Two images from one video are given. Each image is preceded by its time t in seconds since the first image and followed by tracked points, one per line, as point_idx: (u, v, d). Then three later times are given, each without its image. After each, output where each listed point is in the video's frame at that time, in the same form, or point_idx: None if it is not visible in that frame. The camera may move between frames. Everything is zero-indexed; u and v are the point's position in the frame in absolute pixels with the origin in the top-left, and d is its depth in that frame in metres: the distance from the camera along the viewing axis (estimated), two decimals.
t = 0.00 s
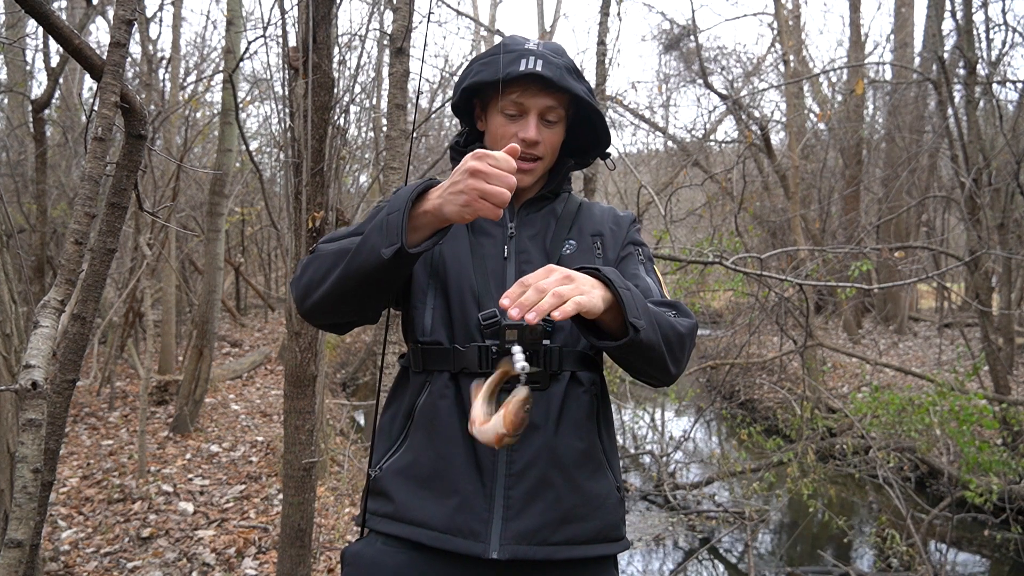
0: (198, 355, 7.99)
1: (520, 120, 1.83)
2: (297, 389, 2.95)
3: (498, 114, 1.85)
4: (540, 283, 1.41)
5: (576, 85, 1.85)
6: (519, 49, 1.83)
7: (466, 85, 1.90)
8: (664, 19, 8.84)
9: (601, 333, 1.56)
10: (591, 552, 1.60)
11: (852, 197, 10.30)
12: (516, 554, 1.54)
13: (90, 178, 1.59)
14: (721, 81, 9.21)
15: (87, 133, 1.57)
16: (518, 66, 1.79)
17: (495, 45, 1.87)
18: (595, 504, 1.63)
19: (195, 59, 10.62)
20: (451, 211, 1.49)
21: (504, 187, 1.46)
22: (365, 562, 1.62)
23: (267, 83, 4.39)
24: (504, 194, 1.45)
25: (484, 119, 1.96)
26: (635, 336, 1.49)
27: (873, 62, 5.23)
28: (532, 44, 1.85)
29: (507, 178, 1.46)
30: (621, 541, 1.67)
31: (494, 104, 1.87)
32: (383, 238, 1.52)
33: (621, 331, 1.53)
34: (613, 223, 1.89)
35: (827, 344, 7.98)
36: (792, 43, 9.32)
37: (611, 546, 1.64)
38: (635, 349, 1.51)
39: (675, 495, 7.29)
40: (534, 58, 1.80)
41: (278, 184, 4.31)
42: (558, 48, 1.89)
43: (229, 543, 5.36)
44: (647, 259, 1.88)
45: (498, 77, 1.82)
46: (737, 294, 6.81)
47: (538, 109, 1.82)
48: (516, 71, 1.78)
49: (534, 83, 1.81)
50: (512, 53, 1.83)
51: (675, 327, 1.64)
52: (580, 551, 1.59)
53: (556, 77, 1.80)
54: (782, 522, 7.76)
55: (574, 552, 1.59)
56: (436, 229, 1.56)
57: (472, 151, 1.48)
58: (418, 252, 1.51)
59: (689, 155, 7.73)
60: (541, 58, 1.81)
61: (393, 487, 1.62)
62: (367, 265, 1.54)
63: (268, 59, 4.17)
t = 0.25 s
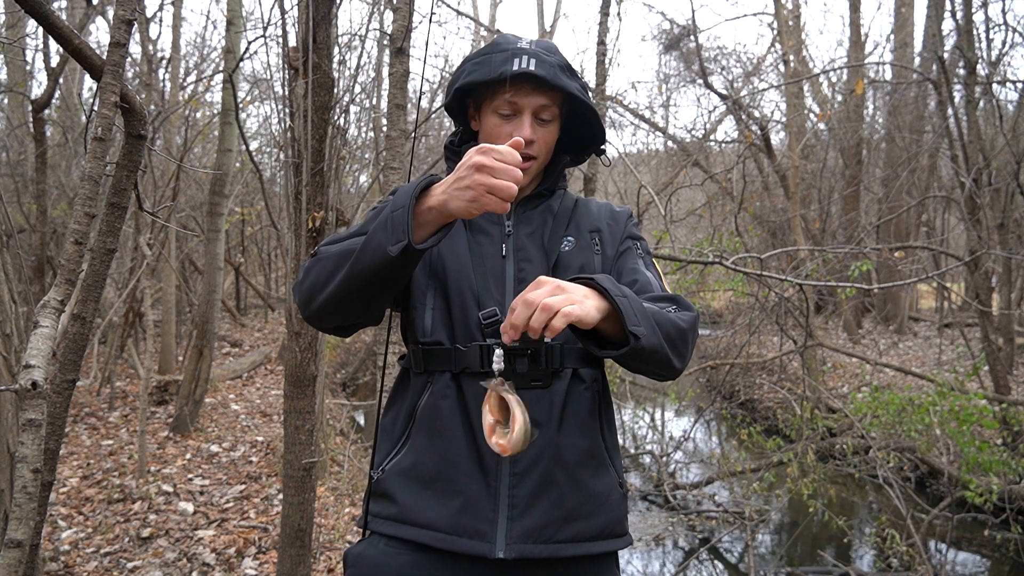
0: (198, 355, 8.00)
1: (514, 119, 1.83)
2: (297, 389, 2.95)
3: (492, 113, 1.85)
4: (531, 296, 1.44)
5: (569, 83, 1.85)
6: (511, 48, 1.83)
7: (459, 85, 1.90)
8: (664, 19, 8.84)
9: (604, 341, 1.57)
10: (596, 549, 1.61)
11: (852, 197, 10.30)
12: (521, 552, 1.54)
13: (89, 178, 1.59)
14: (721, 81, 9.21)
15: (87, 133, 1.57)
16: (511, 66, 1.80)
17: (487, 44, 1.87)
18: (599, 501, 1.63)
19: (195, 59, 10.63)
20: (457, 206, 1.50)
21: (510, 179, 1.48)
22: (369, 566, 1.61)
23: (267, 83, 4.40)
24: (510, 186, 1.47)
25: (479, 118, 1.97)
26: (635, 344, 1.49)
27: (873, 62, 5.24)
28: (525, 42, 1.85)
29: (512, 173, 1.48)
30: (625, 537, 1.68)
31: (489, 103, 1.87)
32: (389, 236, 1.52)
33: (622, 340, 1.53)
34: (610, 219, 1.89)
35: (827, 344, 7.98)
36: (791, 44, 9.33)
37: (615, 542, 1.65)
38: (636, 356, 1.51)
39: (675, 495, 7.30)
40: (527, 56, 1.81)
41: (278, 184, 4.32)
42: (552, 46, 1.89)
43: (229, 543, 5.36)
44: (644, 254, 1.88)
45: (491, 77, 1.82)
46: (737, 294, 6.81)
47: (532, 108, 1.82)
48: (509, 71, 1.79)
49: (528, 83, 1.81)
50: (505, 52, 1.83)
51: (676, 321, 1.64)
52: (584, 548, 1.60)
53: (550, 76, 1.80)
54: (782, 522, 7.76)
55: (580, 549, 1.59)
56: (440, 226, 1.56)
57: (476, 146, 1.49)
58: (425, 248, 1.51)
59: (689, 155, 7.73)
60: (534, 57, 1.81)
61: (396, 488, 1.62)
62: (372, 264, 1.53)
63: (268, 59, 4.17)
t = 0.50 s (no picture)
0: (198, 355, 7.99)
1: (507, 117, 1.83)
2: (297, 390, 2.94)
3: (486, 112, 1.84)
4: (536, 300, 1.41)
5: (562, 79, 1.85)
6: (503, 46, 1.83)
7: (452, 85, 1.89)
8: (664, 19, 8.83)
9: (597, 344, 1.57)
10: (598, 548, 1.60)
11: (852, 197, 10.30)
12: (522, 553, 1.54)
13: (89, 178, 1.59)
14: (721, 81, 9.22)
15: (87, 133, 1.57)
16: (503, 63, 1.79)
17: (479, 43, 1.87)
18: (600, 500, 1.63)
19: (195, 59, 10.63)
20: (456, 208, 1.49)
21: (509, 181, 1.48)
22: (370, 567, 1.60)
23: (267, 83, 4.40)
24: (509, 187, 1.47)
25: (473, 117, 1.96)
26: (628, 346, 1.49)
27: (873, 62, 5.23)
28: (517, 40, 1.84)
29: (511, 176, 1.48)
30: (627, 536, 1.68)
31: (482, 102, 1.87)
32: (388, 238, 1.52)
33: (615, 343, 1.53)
34: (607, 217, 1.89)
35: (827, 344, 7.98)
36: (792, 44, 9.33)
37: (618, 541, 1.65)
38: (630, 358, 1.51)
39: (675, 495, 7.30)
40: (519, 53, 1.80)
41: (278, 184, 4.32)
42: (545, 42, 1.89)
43: (229, 543, 5.36)
44: (641, 253, 1.88)
45: (483, 75, 1.82)
46: (737, 294, 6.81)
47: (526, 105, 1.81)
48: (501, 68, 1.78)
49: (520, 80, 1.81)
50: (497, 50, 1.82)
51: (671, 323, 1.63)
52: (586, 547, 1.59)
53: (542, 72, 1.80)
54: (782, 522, 7.76)
55: (581, 549, 1.59)
56: (440, 227, 1.55)
57: (476, 147, 1.50)
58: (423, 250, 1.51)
59: (690, 155, 7.73)
60: (526, 54, 1.80)
61: (396, 489, 1.61)
62: (371, 266, 1.53)
63: (268, 59, 4.17)
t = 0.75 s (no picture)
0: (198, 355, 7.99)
1: (502, 114, 1.83)
2: (297, 389, 2.95)
3: (481, 111, 1.85)
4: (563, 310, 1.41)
5: (555, 74, 1.85)
6: (495, 43, 1.83)
7: (447, 83, 1.90)
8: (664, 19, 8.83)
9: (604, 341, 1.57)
10: (596, 547, 1.61)
11: (852, 197, 10.30)
12: (519, 552, 1.55)
13: (89, 178, 1.59)
14: (721, 80, 9.22)
15: (87, 132, 1.57)
16: (496, 60, 1.79)
17: (472, 42, 1.88)
18: (598, 499, 1.63)
19: (195, 59, 10.63)
20: (465, 193, 1.49)
21: (520, 163, 1.48)
22: (367, 567, 1.60)
23: (267, 83, 4.40)
24: (520, 169, 1.47)
25: (468, 117, 1.97)
26: (641, 339, 1.50)
27: (873, 62, 5.23)
28: (509, 37, 1.85)
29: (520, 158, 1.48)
30: (626, 534, 1.68)
31: (477, 100, 1.87)
32: (396, 228, 1.52)
33: (626, 337, 1.54)
34: (605, 216, 1.89)
35: (827, 344, 7.98)
36: (792, 44, 9.33)
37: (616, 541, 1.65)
38: (640, 352, 1.52)
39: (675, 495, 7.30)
40: (512, 50, 1.80)
41: (278, 184, 4.32)
42: (537, 40, 1.89)
43: (229, 543, 5.36)
44: (640, 251, 1.88)
45: (477, 73, 1.82)
46: (737, 294, 6.81)
47: (520, 102, 1.81)
48: (494, 65, 1.79)
49: (514, 76, 1.81)
50: (490, 48, 1.83)
51: (673, 320, 1.64)
52: (584, 547, 1.60)
53: (535, 67, 1.80)
54: (782, 522, 7.75)
55: (579, 548, 1.59)
56: (448, 216, 1.55)
57: (483, 133, 1.49)
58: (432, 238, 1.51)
59: (689, 155, 7.72)
60: (519, 50, 1.81)
61: (394, 488, 1.61)
62: (380, 256, 1.53)
63: (268, 59, 4.17)
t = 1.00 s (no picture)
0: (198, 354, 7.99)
1: (500, 115, 1.83)
2: (297, 389, 2.94)
3: (478, 112, 1.85)
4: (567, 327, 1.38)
5: (553, 75, 1.85)
6: (493, 44, 1.83)
7: (443, 84, 1.89)
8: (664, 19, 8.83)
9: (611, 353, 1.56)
10: (594, 547, 1.61)
11: (852, 197, 10.29)
12: (517, 552, 1.55)
13: (89, 178, 1.59)
14: (721, 80, 9.22)
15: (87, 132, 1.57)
16: (494, 61, 1.79)
17: (469, 42, 1.87)
18: (595, 499, 1.63)
19: (195, 59, 10.64)
20: (466, 198, 1.48)
21: (521, 168, 1.45)
22: (365, 567, 1.60)
23: (267, 83, 4.40)
24: (521, 174, 1.44)
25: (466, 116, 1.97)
26: (648, 351, 1.49)
27: (872, 62, 5.24)
28: (507, 37, 1.84)
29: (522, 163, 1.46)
30: (623, 535, 1.68)
31: (474, 101, 1.87)
32: (396, 231, 1.52)
33: (632, 348, 1.54)
34: (604, 217, 1.90)
35: (827, 344, 7.98)
36: (791, 43, 9.33)
37: (613, 541, 1.65)
38: (646, 363, 1.52)
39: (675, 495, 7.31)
40: (509, 51, 1.80)
41: (278, 184, 4.32)
42: (534, 38, 1.89)
43: (229, 543, 5.36)
44: (638, 252, 1.88)
45: (474, 74, 1.82)
46: (737, 294, 6.81)
47: (517, 103, 1.82)
48: (491, 67, 1.78)
49: (512, 78, 1.81)
50: (487, 48, 1.83)
51: (673, 325, 1.64)
52: (581, 548, 1.60)
53: (534, 67, 1.80)
54: (782, 522, 7.75)
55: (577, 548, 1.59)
56: (450, 219, 1.55)
57: (484, 136, 1.47)
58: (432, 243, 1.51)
59: (689, 155, 7.72)
60: (516, 51, 1.80)
61: (392, 488, 1.62)
62: (380, 260, 1.53)
63: (268, 59, 4.17)
